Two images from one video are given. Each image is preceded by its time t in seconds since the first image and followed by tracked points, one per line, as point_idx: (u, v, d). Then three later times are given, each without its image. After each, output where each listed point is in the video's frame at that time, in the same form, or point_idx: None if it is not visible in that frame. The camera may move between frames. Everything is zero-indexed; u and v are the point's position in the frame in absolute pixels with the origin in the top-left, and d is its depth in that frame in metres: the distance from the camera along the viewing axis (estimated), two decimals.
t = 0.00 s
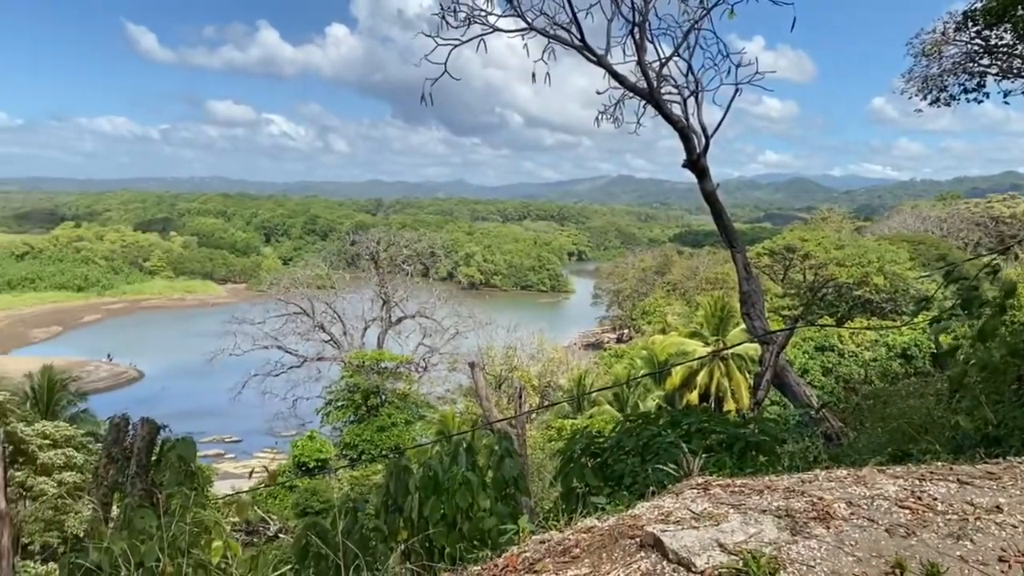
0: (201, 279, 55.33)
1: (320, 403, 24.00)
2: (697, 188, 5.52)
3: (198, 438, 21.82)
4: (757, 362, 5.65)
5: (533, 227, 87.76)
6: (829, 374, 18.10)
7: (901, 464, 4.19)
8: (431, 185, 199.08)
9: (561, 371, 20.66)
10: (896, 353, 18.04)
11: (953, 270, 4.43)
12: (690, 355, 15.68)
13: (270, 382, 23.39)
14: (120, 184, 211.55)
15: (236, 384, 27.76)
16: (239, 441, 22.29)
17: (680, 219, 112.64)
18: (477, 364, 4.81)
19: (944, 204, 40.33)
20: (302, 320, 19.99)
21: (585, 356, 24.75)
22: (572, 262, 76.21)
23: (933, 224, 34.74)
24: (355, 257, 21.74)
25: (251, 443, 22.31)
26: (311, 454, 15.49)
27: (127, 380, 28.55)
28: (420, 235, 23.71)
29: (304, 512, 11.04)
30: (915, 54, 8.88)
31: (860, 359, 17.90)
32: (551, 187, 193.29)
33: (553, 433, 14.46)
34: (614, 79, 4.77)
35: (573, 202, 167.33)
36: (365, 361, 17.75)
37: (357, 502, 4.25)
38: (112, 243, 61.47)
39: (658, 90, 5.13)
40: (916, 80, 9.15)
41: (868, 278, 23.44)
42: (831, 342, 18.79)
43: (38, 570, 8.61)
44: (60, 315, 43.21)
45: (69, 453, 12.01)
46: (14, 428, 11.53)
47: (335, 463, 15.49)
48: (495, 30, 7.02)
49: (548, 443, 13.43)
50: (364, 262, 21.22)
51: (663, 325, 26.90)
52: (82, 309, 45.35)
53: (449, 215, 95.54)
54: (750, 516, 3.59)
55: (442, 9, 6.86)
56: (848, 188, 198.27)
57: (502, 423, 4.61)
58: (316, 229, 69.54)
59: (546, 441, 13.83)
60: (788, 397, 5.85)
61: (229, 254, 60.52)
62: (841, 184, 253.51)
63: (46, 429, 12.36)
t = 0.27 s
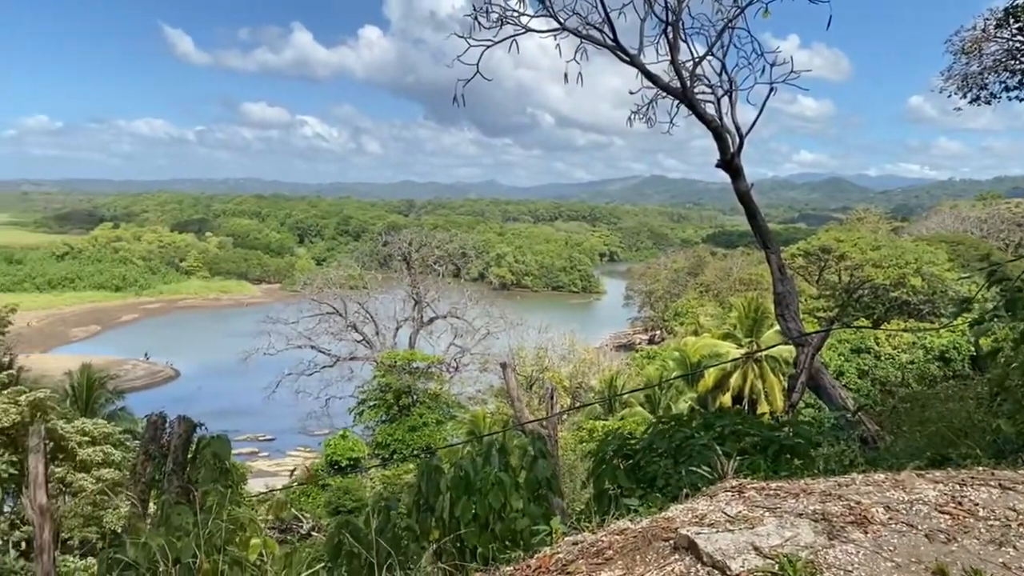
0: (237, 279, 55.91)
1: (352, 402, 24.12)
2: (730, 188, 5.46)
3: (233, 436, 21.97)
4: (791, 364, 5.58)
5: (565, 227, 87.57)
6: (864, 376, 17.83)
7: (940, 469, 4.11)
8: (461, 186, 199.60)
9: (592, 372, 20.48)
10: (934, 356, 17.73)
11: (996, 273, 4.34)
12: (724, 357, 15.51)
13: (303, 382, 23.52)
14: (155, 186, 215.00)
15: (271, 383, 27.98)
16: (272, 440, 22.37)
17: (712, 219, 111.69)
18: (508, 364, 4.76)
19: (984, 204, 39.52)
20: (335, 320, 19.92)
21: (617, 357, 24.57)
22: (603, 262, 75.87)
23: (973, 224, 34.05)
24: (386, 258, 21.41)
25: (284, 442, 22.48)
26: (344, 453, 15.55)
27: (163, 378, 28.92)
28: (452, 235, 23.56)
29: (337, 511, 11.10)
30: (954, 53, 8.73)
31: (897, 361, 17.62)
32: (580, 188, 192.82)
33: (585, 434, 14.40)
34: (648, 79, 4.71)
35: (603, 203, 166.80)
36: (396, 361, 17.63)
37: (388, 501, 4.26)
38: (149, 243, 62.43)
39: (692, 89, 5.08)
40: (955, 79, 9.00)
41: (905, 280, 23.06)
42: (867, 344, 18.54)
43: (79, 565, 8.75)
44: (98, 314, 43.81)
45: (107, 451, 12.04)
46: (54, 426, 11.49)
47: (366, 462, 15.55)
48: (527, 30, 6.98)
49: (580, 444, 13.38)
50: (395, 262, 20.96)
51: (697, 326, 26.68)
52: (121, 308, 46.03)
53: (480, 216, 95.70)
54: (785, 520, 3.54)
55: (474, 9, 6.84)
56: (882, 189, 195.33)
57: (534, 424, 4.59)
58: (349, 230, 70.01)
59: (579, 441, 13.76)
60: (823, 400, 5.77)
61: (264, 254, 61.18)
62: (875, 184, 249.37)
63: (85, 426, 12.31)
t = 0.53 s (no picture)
0: (271, 279, 56.32)
1: (384, 403, 24.18)
2: (763, 189, 5.41)
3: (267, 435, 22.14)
4: (826, 367, 5.51)
5: (596, 228, 87.30)
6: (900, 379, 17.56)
7: (980, 474, 4.03)
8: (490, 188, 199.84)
9: (624, 373, 20.37)
10: (972, 359, 17.42)
11: None
12: (757, 359, 15.32)
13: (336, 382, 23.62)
14: (189, 189, 218.09)
15: (304, 382, 28.17)
16: (306, 439, 22.49)
17: (745, 220, 110.60)
18: (539, 365, 4.71)
19: None
20: (367, 320, 19.83)
21: (650, 359, 24.39)
22: (635, 264, 75.40)
23: (1014, 225, 33.35)
24: (418, 259, 21.51)
25: (317, 441, 22.59)
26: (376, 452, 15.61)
27: (199, 377, 29.22)
28: (483, 236, 23.37)
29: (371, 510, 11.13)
30: (994, 50, 8.59)
31: (934, 364, 17.35)
32: (609, 191, 192.16)
33: (616, 435, 14.31)
34: (681, 80, 4.68)
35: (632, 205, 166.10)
36: (428, 361, 17.56)
37: (420, 501, 4.27)
38: (185, 244, 63.22)
39: (725, 88, 5.02)
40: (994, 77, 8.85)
41: (942, 282, 22.68)
42: (903, 347, 18.31)
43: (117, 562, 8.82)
44: (136, 314, 44.20)
45: (144, 448, 12.11)
46: (93, 424, 11.54)
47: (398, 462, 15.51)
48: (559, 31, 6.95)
49: (612, 446, 13.31)
50: (427, 262, 20.80)
51: (731, 328, 26.42)
52: (158, 308, 46.59)
53: (510, 217, 95.74)
54: (823, 524, 3.48)
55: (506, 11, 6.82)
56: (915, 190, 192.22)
57: (566, 426, 4.57)
58: (381, 231, 70.34)
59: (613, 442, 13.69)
60: (859, 404, 5.68)
61: (297, 255, 61.74)
62: (909, 184, 245.03)
63: (123, 424, 12.42)
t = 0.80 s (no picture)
0: (303, 281, 57.04)
1: (416, 403, 24.21)
2: (797, 190, 5.35)
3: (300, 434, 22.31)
4: (861, 371, 5.43)
5: (629, 230, 86.88)
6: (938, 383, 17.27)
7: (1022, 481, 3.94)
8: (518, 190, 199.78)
9: (656, 376, 20.19)
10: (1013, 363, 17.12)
11: None
12: (791, 362, 15.07)
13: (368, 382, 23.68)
14: (222, 191, 220.91)
15: (336, 382, 28.34)
16: (338, 439, 22.62)
17: (780, 222, 109.33)
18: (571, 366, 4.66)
19: None
20: (399, 321, 19.62)
21: (682, 361, 24.17)
22: (668, 265, 74.85)
23: None
24: (450, 260, 21.48)
25: (349, 441, 22.70)
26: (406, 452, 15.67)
27: (233, 377, 29.48)
28: (514, 236, 23.09)
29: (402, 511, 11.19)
30: None
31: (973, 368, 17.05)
32: (638, 193, 191.19)
33: (648, 438, 14.21)
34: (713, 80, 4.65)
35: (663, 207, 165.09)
36: (459, 362, 17.48)
37: (452, 502, 4.27)
38: (221, 246, 63.97)
39: (758, 89, 4.98)
40: None
41: (982, 284, 22.25)
42: (941, 350, 18.06)
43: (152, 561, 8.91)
44: (172, 314, 44.61)
45: (180, 447, 12.18)
46: (131, 423, 11.66)
47: (428, 464, 15.77)
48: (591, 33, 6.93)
49: (643, 449, 13.23)
50: (458, 264, 20.71)
51: (765, 330, 26.15)
52: (194, 309, 47.08)
53: (541, 218, 95.61)
54: (860, 530, 3.43)
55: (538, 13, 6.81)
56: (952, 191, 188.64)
57: (598, 428, 4.55)
58: (412, 233, 70.62)
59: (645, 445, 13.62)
60: (895, 408, 5.60)
61: (330, 257, 62.20)
62: (944, 185, 240.31)
63: (160, 423, 12.56)
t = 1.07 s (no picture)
0: (336, 283, 57.57)
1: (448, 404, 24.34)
2: (833, 192, 5.28)
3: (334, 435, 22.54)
4: (899, 374, 5.34)
5: (662, 232, 86.50)
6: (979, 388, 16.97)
7: None
8: (547, 193, 199.66)
9: (689, 380, 20.02)
10: None
11: None
12: (827, 366, 14.99)
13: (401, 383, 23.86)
14: (255, 195, 223.74)
15: (369, 384, 28.54)
16: (370, 440, 22.78)
17: (815, 224, 108.17)
18: (603, 368, 4.63)
19: None
20: (431, 323, 19.67)
21: (716, 365, 23.99)
22: (702, 268, 74.43)
23: None
24: (482, 262, 21.16)
25: (381, 442, 22.81)
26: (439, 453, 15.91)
27: (268, 378, 29.82)
28: (545, 238, 22.96)
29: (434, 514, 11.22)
30: None
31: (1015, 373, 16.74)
32: (668, 196, 190.07)
33: (681, 442, 14.12)
34: (748, 82, 4.60)
35: (694, 209, 164.25)
36: (490, 364, 17.42)
37: (484, 503, 4.27)
38: (256, 249, 64.75)
39: (794, 91, 4.92)
40: None
41: None
42: (982, 355, 17.80)
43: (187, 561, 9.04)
44: (208, 316, 45.10)
45: (216, 447, 12.33)
46: (169, 423, 11.83)
47: (460, 465, 15.71)
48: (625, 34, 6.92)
49: (676, 453, 13.19)
50: (490, 267, 20.78)
51: (801, 333, 25.95)
52: (229, 310, 47.45)
53: (574, 221, 95.53)
54: (900, 537, 3.36)
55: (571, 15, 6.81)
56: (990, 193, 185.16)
57: (631, 431, 4.51)
58: (444, 235, 70.90)
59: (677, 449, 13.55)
60: (934, 412, 5.49)
61: (363, 259, 62.74)
62: (982, 187, 235.95)
63: (196, 423, 12.77)
